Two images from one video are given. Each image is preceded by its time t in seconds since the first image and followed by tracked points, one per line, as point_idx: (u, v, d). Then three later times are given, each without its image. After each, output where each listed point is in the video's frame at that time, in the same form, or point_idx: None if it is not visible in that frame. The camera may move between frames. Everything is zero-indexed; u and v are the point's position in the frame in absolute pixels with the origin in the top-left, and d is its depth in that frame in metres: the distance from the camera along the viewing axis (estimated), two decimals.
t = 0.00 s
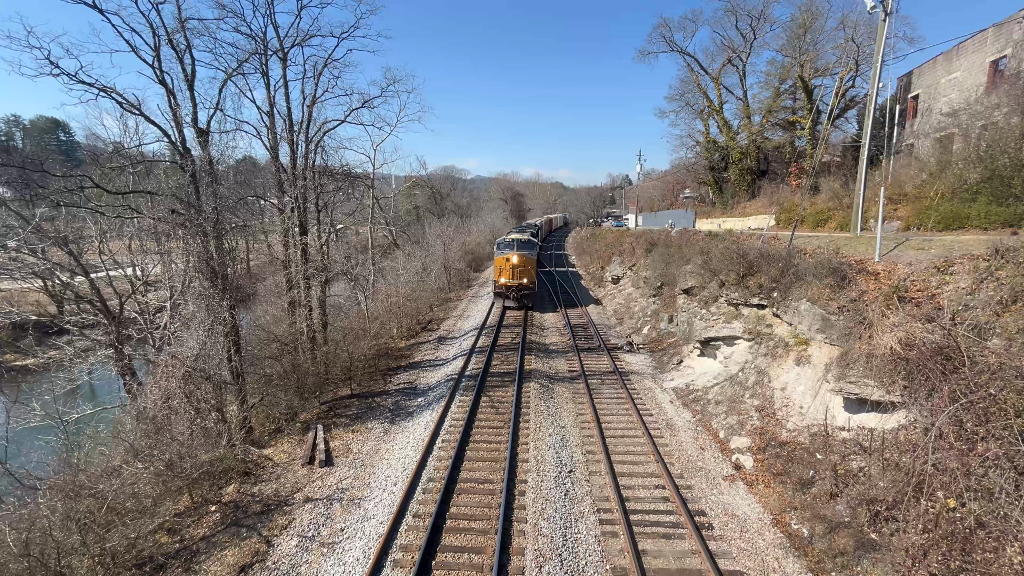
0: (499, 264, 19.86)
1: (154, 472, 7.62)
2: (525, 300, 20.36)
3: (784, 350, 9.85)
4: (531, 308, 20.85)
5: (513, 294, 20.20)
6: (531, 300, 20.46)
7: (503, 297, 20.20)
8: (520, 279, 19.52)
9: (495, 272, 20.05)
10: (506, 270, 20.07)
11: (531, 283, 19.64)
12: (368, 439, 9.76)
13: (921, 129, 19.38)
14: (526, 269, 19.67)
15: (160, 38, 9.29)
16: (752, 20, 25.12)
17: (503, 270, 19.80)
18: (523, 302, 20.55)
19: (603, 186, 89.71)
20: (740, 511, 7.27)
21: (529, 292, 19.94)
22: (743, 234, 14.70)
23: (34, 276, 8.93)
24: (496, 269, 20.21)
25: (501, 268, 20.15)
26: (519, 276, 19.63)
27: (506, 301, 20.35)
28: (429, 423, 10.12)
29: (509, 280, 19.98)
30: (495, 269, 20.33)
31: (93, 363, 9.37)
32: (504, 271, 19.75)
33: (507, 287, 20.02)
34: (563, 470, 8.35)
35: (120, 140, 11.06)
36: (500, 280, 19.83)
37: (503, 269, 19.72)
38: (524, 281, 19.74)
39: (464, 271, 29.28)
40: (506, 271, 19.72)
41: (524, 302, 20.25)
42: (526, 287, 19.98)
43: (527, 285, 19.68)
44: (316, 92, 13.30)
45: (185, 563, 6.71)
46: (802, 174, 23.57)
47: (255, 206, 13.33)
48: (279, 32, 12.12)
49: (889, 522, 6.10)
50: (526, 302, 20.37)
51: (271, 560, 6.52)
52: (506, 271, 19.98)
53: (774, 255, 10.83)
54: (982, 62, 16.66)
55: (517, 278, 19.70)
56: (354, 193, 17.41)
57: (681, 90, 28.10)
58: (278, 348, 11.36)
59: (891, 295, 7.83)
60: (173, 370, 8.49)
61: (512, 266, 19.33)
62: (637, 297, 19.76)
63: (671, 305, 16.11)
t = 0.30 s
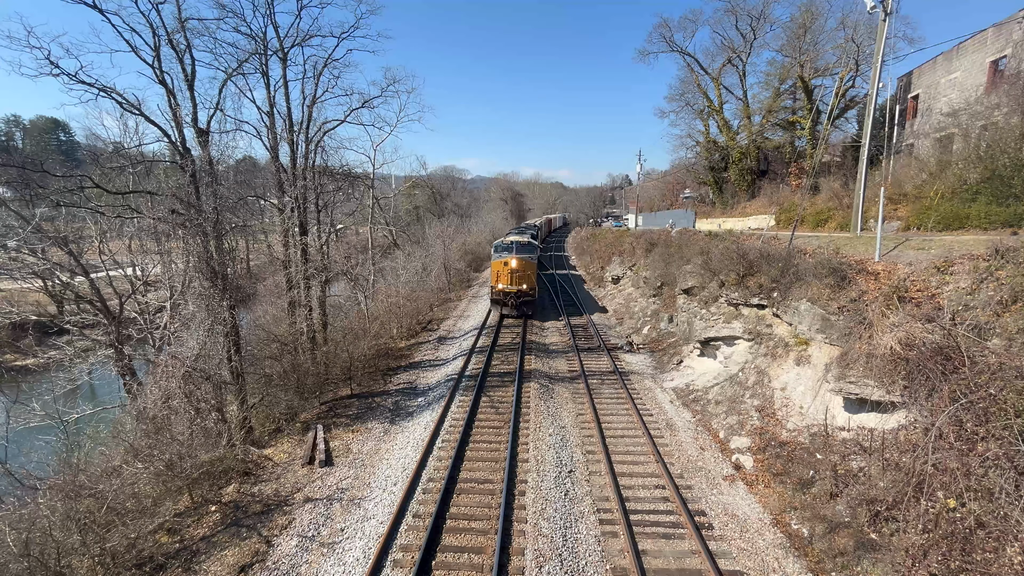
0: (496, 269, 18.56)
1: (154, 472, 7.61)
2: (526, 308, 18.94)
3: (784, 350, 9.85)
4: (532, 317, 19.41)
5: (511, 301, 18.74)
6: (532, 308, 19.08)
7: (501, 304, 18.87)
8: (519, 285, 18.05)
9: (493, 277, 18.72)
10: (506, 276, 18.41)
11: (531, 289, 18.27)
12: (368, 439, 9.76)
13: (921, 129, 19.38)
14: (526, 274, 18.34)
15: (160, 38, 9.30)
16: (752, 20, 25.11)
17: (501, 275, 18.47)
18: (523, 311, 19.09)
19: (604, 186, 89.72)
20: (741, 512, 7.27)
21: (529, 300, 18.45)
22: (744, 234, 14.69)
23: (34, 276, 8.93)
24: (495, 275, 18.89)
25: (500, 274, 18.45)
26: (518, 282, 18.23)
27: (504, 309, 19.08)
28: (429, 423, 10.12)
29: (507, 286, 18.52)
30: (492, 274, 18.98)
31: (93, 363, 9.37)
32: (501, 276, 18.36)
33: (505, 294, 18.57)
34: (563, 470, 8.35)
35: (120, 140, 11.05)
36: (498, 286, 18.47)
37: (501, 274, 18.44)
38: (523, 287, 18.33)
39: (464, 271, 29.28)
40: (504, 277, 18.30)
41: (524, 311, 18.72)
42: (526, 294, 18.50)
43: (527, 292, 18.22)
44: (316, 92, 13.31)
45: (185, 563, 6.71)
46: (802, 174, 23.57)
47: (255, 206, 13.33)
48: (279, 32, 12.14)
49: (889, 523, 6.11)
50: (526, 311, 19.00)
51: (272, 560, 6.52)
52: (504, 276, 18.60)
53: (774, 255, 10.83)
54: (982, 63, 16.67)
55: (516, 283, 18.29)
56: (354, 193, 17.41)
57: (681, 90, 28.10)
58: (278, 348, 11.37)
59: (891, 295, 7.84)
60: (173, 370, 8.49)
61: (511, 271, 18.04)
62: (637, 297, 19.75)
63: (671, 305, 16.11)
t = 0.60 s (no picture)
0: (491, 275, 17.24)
1: (154, 472, 7.61)
2: (525, 316, 17.46)
3: (784, 350, 9.85)
4: (532, 325, 17.95)
5: (510, 310, 17.28)
6: (532, 316, 17.62)
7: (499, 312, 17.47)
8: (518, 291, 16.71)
9: (488, 284, 17.36)
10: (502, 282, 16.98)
11: (530, 295, 16.97)
12: (368, 439, 9.76)
13: (921, 129, 19.39)
14: (525, 279, 17.08)
15: (160, 38, 9.30)
16: (752, 20, 25.10)
17: (497, 281, 17.13)
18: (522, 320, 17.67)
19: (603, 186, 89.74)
20: (740, 511, 7.27)
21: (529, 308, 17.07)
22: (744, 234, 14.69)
23: (34, 276, 8.93)
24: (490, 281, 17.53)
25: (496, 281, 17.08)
26: (517, 288, 16.93)
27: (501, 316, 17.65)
28: (429, 422, 10.12)
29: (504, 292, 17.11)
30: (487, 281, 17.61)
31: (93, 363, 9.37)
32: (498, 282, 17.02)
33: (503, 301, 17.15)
34: (563, 470, 8.35)
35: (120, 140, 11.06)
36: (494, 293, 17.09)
37: (497, 279, 17.09)
38: (522, 294, 17.03)
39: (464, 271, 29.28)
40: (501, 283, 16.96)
41: (524, 319, 17.31)
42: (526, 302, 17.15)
43: (526, 299, 16.90)
44: (316, 93, 13.30)
45: (185, 563, 6.71)
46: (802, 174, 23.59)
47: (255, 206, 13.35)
48: (279, 32, 12.12)
49: (889, 523, 6.11)
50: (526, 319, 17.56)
51: (271, 560, 6.52)
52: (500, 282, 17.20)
53: (773, 255, 10.82)
54: (982, 63, 16.66)
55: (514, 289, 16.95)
56: (354, 193, 17.41)
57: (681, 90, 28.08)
58: (278, 348, 11.35)
59: (891, 295, 7.83)
60: (173, 370, 8.49)
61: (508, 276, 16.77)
62: (637, 297, 19.75)
63: (671, 305, 16.10)
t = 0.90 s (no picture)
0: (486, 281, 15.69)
1: (154, 472, 7.61)
2: (525, 327, 15.84)
3: (784, 350, 9.85)
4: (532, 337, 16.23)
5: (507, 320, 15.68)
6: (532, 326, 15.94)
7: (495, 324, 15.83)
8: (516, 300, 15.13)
9: (483, 292, 15.79)
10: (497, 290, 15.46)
11: (530, 304, 15.46)
12: (368, 439, 9.76)
13: (921, 129, 19.40)
14: (523, 286, 15.56)
15: (160, 38, 9.29)
16: (752, 20, 25.08)
17: (493, 289, 15.56)
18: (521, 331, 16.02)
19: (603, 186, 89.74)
20: (740, 511, 7.27)
21: (529, 318, 15.46)
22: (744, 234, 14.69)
23: (34, 276, 8.93)
24: (485, 289, 15.98)
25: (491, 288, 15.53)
26: (515, 296, 15.42)
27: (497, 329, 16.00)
28: (429, 422, 10.12)
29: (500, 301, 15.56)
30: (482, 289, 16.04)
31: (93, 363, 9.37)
32: (494, 289, 15.49)
33: (499, 311, 15.53)
34: (563, 470, 8.35)
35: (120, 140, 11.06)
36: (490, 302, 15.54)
37: (492, 287, 15.54)
38: (521, 302, 15.46)
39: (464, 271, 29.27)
40: (498, 291, 15.43)
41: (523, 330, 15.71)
42: (525, 311, 15.56)
43: (525, 307, 15.34)
44: (316, 93, 13.29)
45: (185, 563, 6.71)
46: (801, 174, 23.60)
47: (255, 206, 13.35)
48: (279, 32, 12.12)
49: (889, 523, 6.11)
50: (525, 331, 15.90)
51: (271, 560, 6.52)
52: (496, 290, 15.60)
53: (774, 255, 10.82)
54: (982, 63, 16.66)
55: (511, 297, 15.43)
56: (354, 193, 17.41)
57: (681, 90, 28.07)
58: (278, 348, 11.34)
59: (891, 295, 7.83)
60: (173, 370, 8.50)
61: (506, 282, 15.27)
62: (637, 297, 19.75)
63: (671, 305, 16.10)
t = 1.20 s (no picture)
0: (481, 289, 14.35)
1: (154, 472, 7.61)
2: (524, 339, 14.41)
3: (784, 350, 9.85)
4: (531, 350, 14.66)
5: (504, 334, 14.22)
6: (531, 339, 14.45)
7: (489, 336, 14.39)
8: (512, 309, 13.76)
9: (476, 301, 14.41)
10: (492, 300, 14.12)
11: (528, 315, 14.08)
12: (368, 439, 9.76)
13: (921, 129, 19.40)
14: (522, 295, 14.19)
15: (160, 38, 9.29)
16: (752, 20, 25.07)
17: (488, 297, 14.21)
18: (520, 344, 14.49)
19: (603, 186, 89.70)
20: (740, 511, 7.27)
21: (529, 330, 14.06)
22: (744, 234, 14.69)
23: (34, 276, 8.93)
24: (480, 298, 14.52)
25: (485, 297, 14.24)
26: (512, 305, 14.10)
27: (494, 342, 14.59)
28: (429, 422, 10.12)
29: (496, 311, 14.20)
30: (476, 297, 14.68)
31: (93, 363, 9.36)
32: (489, 298, 14.15)
33: (495, 322, 14.17)
34: (563, 470, 8.35)
35: (120, 140, 11.06)
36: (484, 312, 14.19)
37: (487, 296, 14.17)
38: (518, 312, 14.11)
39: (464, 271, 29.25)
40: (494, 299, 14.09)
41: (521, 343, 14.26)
42: (524, 322, 14.19)
43: (523, 318, 13.99)
44: (316, 93, 13.35)
45: (185, 563, 6.71)
46: (801, 174, 23.59)
47: (255, 206, 13.36)
48: (278, 32, 12.18)
49: (889, 523, 6.11)
50: (524, 343, 14.49)
51: (271, 560, 6.52)
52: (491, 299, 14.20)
53: (773, 255, 10.82)
54: (982, 62, 16.65)
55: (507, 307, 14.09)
56: (354, 193, 17.41)
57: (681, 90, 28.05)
58: (278, 348, 11.34)
59: (891, 295, 7.82)
60: (173, 370, 8.53)
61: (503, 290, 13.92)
62: (637, 297, 19.74)
63: (671, 305, 16.09)
